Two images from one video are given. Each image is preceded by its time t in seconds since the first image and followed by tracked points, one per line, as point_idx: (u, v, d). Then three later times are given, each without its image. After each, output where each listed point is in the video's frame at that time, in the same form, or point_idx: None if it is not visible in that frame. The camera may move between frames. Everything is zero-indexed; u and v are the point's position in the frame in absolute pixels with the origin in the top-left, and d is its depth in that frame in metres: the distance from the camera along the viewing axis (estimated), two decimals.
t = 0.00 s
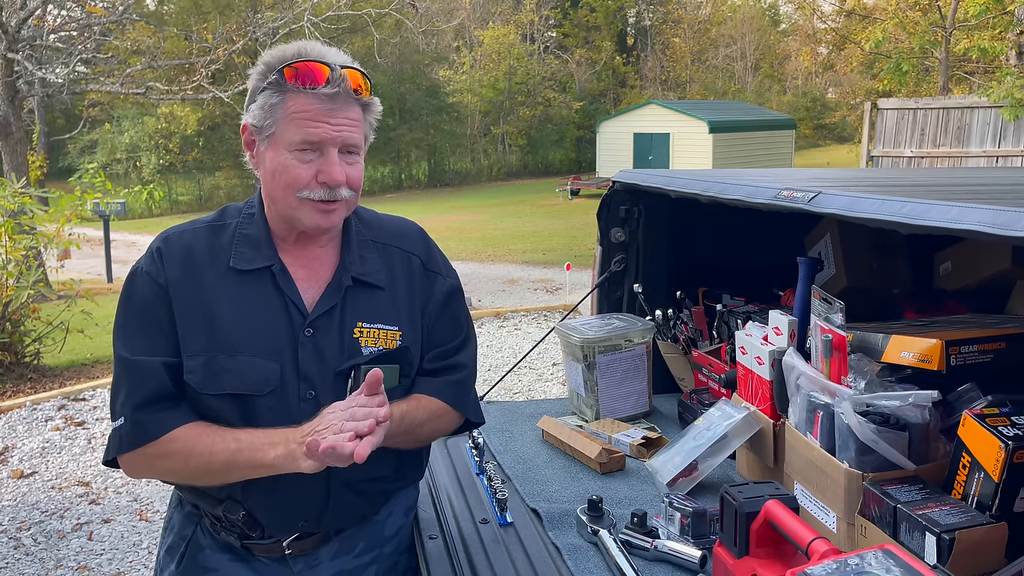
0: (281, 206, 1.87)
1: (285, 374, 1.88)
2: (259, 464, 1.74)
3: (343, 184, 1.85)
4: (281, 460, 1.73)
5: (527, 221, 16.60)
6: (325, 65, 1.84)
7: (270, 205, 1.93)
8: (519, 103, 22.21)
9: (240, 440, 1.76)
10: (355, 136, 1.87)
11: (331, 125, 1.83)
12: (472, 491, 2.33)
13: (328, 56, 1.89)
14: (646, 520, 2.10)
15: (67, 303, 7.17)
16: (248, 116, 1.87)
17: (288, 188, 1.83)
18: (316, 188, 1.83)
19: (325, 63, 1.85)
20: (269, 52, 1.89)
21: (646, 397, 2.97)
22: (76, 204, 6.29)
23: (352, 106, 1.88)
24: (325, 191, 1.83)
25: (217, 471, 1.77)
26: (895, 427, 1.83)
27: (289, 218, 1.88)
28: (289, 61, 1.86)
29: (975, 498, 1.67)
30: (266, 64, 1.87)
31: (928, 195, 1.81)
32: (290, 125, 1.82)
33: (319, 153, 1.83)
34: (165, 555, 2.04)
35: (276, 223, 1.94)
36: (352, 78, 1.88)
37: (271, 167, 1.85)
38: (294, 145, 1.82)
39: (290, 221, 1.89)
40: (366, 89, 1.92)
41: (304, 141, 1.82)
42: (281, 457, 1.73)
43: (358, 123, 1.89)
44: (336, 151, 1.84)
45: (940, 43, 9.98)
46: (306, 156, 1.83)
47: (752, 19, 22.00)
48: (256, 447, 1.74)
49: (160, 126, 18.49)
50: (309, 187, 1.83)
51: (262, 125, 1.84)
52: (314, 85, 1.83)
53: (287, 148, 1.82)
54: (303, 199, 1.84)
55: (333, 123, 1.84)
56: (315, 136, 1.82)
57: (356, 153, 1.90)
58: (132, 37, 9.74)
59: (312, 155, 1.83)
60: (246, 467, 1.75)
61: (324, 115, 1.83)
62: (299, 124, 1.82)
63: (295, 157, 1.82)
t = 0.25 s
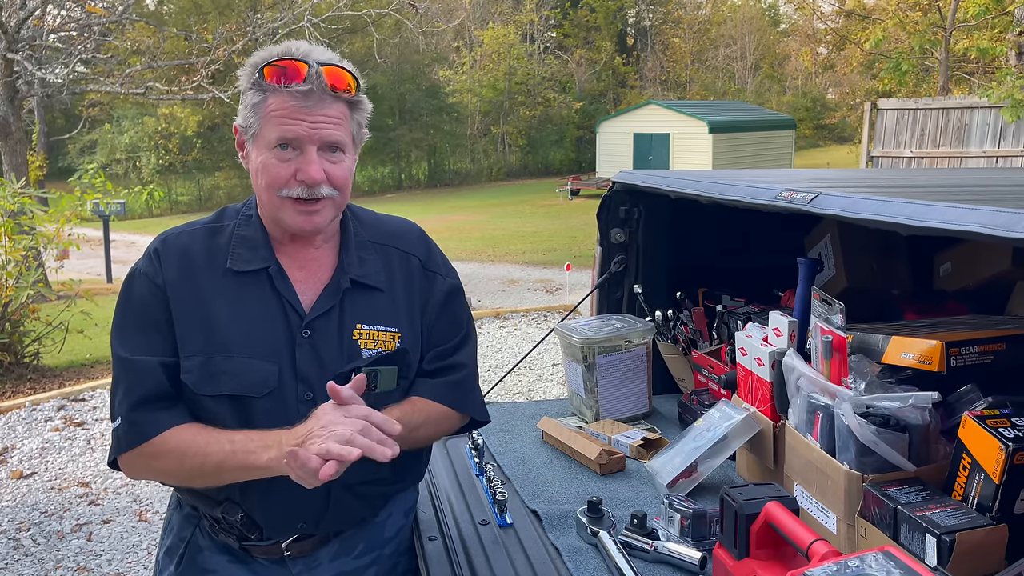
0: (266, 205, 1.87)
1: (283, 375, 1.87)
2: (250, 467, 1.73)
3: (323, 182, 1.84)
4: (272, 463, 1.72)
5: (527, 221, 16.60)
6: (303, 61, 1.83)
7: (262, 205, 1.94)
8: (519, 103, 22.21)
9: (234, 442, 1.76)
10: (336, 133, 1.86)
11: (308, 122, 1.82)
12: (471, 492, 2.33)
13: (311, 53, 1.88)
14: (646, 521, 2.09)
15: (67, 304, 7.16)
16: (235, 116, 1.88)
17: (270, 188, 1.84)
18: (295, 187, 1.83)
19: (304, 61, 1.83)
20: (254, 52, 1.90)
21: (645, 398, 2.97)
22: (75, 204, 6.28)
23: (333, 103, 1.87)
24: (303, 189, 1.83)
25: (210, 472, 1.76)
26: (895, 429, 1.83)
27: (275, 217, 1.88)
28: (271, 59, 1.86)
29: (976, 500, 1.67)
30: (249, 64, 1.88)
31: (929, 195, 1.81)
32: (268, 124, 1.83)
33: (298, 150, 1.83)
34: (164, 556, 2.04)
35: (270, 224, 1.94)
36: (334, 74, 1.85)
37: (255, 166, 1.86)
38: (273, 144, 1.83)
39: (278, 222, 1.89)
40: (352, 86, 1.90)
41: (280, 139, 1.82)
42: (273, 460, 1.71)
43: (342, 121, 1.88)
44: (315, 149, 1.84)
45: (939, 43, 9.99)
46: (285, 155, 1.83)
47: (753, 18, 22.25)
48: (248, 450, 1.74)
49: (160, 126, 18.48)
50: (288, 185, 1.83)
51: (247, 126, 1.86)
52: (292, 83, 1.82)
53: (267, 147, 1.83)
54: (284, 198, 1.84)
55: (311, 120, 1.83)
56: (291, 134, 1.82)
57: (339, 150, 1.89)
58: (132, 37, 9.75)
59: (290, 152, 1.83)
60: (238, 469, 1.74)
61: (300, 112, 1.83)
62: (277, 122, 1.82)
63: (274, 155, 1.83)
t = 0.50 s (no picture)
0: (267, 210, 1.88)
1: (281, 377, 1.87)
2: (253, 467, 1.74)
3: (325, 188, 1.84)
4: (274, 462, 1.73)
5: (526, 221, 16.60)
6: (303, 66, 1.83)
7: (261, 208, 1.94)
8: (519, 103, 22.21)
9: (235, 444, 1.76)
10: (336, 139, 1.86)
11: (309, 129, 1.82)
12: (471, 492, 2.33)
13: (310, 57, 1.87)
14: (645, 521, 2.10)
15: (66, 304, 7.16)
16: (234, 120, 1.88)
17: (270, 193, 1.84)
18: (297, 192, 1.83)
19: (304, 65, 1.83)
20: (251, 56, 1.89)
21: (645, 398, 2.97)
22: (75, 205, 6.28)
23: (333, 108, 1.87)
24: (305, 195, 1.83)
25: (212, 475, 1.77)
26: (894, 429, 1.83)
27: (275, 221, 1.88)
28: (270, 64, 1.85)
29: (974, 500, 1.68)
30: (247, 68, 1.87)
31: (929, 196, 1.81)
32: (269, 129, 1.82)
33: (299, 156, 1.83)
34: (163, 556, 2.04)
35: (268, 227, 1.94)
36: (334, 79, 1.86)
37: (255, 172, 1.86)
38: (274, 151, 1.83)
39: (275, 226, 1.90)
40: (351, 90, 1.90)
41: (283, 146, 1.82)
42: (275, 459, 1.73)
43: (341, 125, 1.88)
44: (317, 155, 1.84)
45: (939, 43, 10.00)
46: (286, 161, 1.83)
47: (752, 19, 22.34)
48: (249, 450, 1.75)
49: (160, 126, 18.48)
50: (290, 191, 1.83)
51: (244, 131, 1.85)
52: (292, 89, 1.81)
53: (268, 154, 1.83)
54: (286, 203, 1.84)
55: (312, 126, 1.83)
56: (292, 140, 1.82)
57: (339, 155, 1.89)
58: (132, 37, 9.76)
59: (292, 159, 1.83)
60: (241, 470, 1.75)
61: (301, 119, 1.82)
62: (278, 128, 1.82)
63: (275, 161, 1.83)
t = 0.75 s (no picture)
0: (267, 214, 1.88)
1: (281, 377, 1.87)
2: (247, 463, 1.73)
3: (327, 191, 1.85)
4: (266, 458, 1.71)
5: (526, 221, 16.59)
6: (303, 71, 1.82)
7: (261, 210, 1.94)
8: (518, 103, 22.23)
9: (229, 439, 1.75)
10: (337, 142, 1.86)
11: (311, 134, 1.82)
12: (470, 492, 2.33)
13: (309, 59, 1.87)
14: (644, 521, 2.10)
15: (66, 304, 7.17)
16: (232, 125, 1.87)
17: (272, 198, 1.84)
18: (299, 197, 1.83)
19: (304, 70, 1.83)
20: (250, 58, 1.88)
21: (644, 398, 2.97)
22: (75, 205, 6.28)
23: (334, 112, 1.86)
24: (307, 199, 1.83)
25: (208, 471, 1.76)
26: (893, 429, 1.83)
27: (275, 224, 1.88)
28: (269, 67, 1.85)
29: (973, 500, 1.67)
30: (246, 70, 1.87)
31: (929, 195, 1.80)
32: (269, 135, 1.82)
33: (301, 160, 1.83)
34: (163, 555, 2.04)
35: (268, 228, 1.94)
36: (335, 83, 1.85)
37: (255, 176, 1.86)
38: (276, 156, 1.82)
39: (275, 228, 1.90)
40: (351, 92, 1.89)
41: (284, 151, 1.82)
42: (267, 454, 1.71)
43: (342, 128, 1.88)
44: (318, 159, 1.84)
45: (938, 43, 10.01)
46: (288, 166, 1.83)
47: (752, 20, 22.43)
48: (243, 446, 1.73)
49: (159, 126, 18.49)
50: (292, 195, 1.83)
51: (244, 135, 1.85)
52: (292, 93, 1.81)
53: (269, 158, 1.83)
54: (287, 207, 1.85)
55: (314, 131, 1.83)
56: (294, 146, 1.82)
57: (341, 160, 1.89)
58: (131, 37, 9.78)
59: (293, 163, 1.83)
60: (236, 465, 1.74)
61: (303, 124, 1.82)
62: (279, 133, 1.82)
63: (277, 165, 1.83)
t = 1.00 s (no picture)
0: (263, 213, 1.88)
1: (280, 376, 1.87)
2: (251, 464, 1.74)
3: (320, 192, 1.84)
4: (272, 458, 1.73)
5: (525, 221, 16.58)
6: (298, 71, 1.82)
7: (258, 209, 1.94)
8: (517, 103, 22.21)
9: (233, 441, 1.76)
10: (332, 143, 1.85)
11: (305, 135, 1.81)
12: (469, 492, 2.33)
13: (306, 59, 1.86)
14: (644, 521, 2.10)
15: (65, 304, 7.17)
16: (229, 124, 1.88)
17: (266, 197, 1.84)
18: (293, 197, 1.83)
19: (299, 70, 1.82)
20: (248, 57, 1.88)
21: (643, 398, 2.97)
22: (74, 205, 6.27)
23: (329, 113, 1.85)
24: (300, 200, 1.83)
25: (211, 472, 1.77)
26: (893, 428, 1.83)
27: (271, 224, 1.88)
28: (266, 67, 1.84)
29: (972, 499, 1.68)
30: (244, 70, 1.87)
31: (929, 195, 1.80)
32: (264, 135, 1.82)
33: (294, 161, 1.83)
34: (161, 555, 2.04)
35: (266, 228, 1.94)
36: (331, 84, 1.84)
37: (250, 175, 1.86)
38: (270, 156, 1.82)
39: (271, 227, 1.90)
40: (348, 93, 1.88)
41: (279, 151, 1.81)
42: (273, 455, 1.73)
43: (337, 129, 1.87)
44: (311, 160, 1.83)
45: (938, 43, 10.02)
46: (282, 166, 1.82)
47: (752, 20, 22.42)
48: (248, 446, 1.75)
49: (159, 126, 18.48)
50: (286, 195, 1.83)
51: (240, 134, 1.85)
52: (287, 94, 1.80)
53: (264, 158, 1.83)
54: (281, 207, 1.84)
55: (307, 131, 1.82)
56: (288, 146, 1.81)
57: (336, 161, 1.88)
58: (130, 37, 9.78)
59: (287, 164, 1.83)
60: (239, 467, 1.75)
61: (297, 124, 1.81)
62: (273, 133, 1.81)
63: (271, 166, 1.82)
